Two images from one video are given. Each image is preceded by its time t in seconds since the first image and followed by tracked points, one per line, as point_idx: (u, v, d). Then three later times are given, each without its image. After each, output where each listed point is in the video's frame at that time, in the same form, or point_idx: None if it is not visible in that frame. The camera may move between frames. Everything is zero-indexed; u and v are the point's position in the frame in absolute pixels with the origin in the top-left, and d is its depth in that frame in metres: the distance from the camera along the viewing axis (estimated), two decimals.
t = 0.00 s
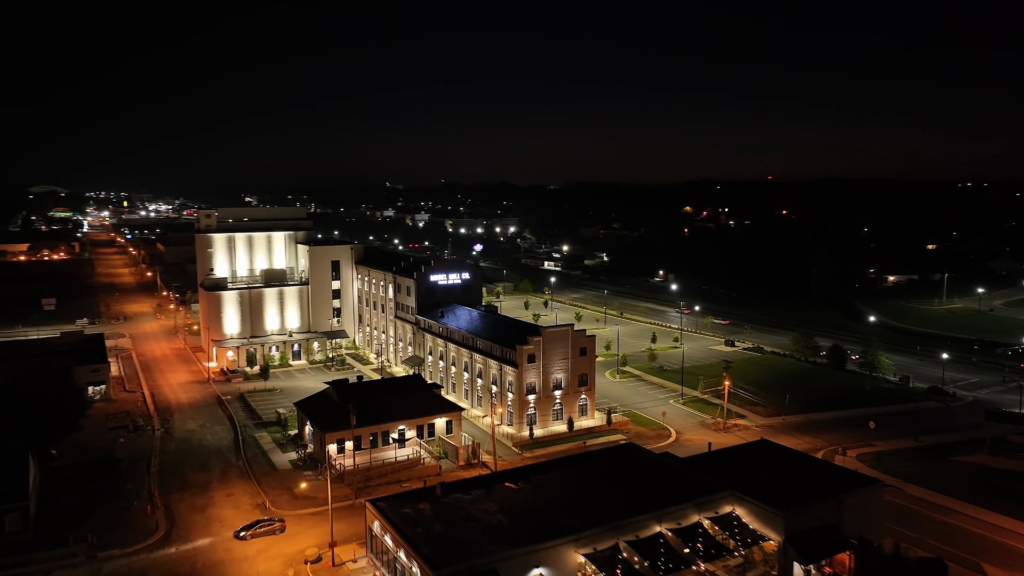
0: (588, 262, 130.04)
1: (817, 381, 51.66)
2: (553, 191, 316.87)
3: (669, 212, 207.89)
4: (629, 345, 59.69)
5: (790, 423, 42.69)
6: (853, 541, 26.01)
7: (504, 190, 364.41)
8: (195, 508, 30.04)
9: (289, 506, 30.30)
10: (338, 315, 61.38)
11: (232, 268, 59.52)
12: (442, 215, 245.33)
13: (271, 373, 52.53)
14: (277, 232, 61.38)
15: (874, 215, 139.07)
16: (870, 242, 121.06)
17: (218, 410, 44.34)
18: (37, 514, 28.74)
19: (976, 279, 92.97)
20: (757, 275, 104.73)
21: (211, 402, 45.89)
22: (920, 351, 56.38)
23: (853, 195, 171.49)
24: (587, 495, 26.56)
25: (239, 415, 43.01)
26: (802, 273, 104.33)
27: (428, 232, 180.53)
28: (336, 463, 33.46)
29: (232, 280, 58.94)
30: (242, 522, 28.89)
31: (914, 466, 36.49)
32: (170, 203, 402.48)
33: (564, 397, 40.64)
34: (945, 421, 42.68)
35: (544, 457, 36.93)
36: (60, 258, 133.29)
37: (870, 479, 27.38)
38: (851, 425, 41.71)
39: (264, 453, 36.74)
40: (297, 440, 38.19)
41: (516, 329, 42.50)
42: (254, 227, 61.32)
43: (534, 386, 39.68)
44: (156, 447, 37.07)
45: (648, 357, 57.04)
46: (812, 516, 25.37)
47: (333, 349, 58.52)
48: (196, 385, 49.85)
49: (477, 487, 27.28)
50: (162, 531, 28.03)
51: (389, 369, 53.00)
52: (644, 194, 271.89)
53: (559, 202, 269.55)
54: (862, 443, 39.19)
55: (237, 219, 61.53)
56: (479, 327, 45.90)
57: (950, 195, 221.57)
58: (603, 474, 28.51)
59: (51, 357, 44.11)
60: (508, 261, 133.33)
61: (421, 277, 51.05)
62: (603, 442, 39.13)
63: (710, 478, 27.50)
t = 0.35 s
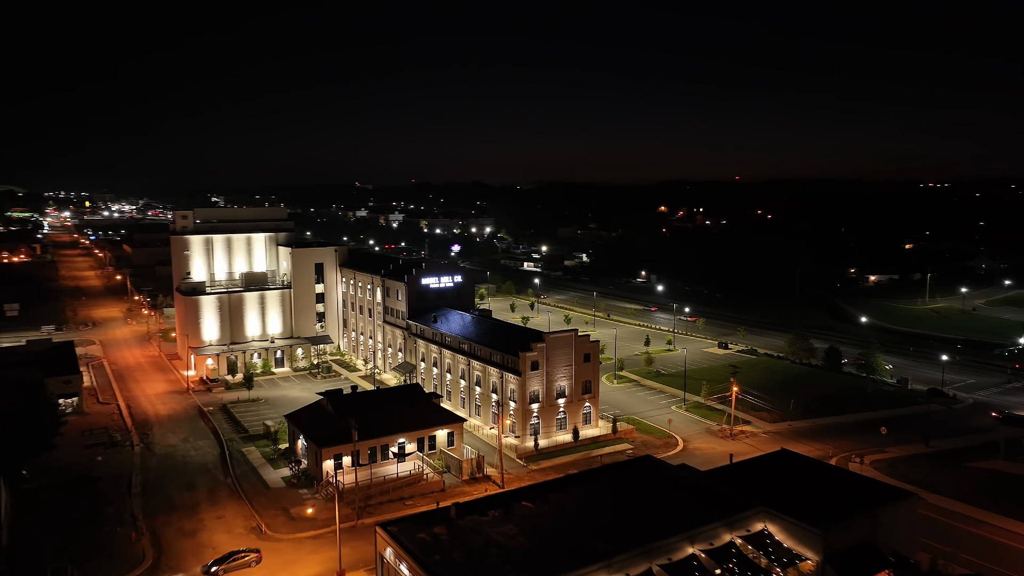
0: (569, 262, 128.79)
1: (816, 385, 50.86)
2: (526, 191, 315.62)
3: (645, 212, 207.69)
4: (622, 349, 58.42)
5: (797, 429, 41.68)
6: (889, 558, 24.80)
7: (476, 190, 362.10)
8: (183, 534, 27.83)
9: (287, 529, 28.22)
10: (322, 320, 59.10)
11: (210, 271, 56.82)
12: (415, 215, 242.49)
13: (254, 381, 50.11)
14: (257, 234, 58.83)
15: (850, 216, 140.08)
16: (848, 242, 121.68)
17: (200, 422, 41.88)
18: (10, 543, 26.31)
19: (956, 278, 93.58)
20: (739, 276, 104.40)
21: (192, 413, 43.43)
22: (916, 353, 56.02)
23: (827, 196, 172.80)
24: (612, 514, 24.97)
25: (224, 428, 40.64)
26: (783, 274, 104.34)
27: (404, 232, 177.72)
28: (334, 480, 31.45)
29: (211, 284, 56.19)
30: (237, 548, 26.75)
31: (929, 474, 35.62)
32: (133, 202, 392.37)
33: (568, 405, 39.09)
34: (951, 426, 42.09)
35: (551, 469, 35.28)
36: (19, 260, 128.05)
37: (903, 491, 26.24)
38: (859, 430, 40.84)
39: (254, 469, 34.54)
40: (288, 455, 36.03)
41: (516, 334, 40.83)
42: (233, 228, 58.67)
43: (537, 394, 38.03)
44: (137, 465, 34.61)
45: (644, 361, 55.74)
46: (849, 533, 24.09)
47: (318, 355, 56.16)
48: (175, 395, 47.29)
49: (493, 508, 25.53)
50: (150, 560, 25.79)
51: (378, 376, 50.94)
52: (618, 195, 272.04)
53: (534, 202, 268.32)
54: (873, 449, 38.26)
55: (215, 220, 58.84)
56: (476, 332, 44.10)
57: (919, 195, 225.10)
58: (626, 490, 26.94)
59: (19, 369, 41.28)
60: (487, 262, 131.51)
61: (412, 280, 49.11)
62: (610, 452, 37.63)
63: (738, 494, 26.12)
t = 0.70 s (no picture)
0: (548, 262, 127.37)
1: (816, 388, 50.04)
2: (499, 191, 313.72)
3: (620, 212, 207.22)
4: (616, 352, 57.04)
5: (805, 435, 40.66)
6: None
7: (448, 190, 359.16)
8: (174, 563, 25.59)
9: (287, 555, 26.16)
10: (306, 325, 56.71)
11: (187, 275, 54.13)
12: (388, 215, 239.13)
13: (237, 391, 47.62)
14: (236, 236, 56.19)
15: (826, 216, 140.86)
16: (826, 243, 122.20)
17: (182, 436, 39.36)
18: None
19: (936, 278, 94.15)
20: (722, 277, 103.88)
21: (173, 426, 40.88)
22: (912, 354, 55.64)
23: (801, 196, 173.82)
24: (643, 537, 23.36)
25: (208, 443, 38.21)
26: (765, 275, 104.06)
27: (378, 233, 174.56)
28: (334, 500, 29.52)
29: (189, 289, 53.54)
30: None
31: (946, 481, 34.76)
32: (94, 202, 381.44)
33: (574, 414, 37.51)
34: (959, 431, 41.42)
35: (560, 483, 33.63)
36: None
37: (940, 505, 25.17)
38: (869, 436, 39.91)
39: (245, 488, 32.28)
40: (281, 472, 33.84)
41: (518, 340, 39.11)
42: (210, 231, 56.09)
43: (543, 403, 36.36)
44: (117, 486, 32.10)
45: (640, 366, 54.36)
46: (892, 552, 22.86)
47: (302, 362, 53.81)
48: (152, 406, 44.67)
49: (514, 532, 23.80)
50: None
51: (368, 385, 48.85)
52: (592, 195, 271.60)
53: (507, 202, 266.42)
54: (887, 456, 37.29)
55: (191, 222, 56.05)
56: (473, 338, 42.27)
57: (888, 195, 228.06)
58: (652, 509, 25.38)
59: None
60: (464, 263, 129.45)
61: (403, 284, 47.13)
62: (618, 462, 36.14)
63: (770, 512, 24.77)
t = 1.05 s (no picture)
0: (526, 263, 125.66)
1: (817, 392, 49.10)
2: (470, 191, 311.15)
3: (594, 212, 206.44)
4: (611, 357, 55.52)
5: (815, 442, 39.52)
6: None
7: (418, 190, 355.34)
8: None
9: None
10: (288, 331, 54.10)
11: (161, 280, 51.17)
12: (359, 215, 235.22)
13: (218, 402, 44.96)
14: (214, 238, 53.34)
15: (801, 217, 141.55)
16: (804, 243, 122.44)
17: (163, 454, 36.64)
18: None
19: (915, 278, 94.58)
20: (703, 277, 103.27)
21: (152, 443, 38.13)
22: (907, 356, 55.12)
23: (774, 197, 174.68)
24: (684, 564, 21.62)
25: (192, 460, 35.59)
26: (747, 276, 103.56)
27: (350, 234, 171.10)
28: (336, 523, 27.37)
29: (163, 295, 50.62)
30: None
31: (966, 489, 33.77)
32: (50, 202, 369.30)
33: (582, 425, 35.80)
34: (968, 435, 40.67)
35: (573, 499, 31.84)
36: None
37: (985, 521, 23.93)
38: (882, 442, 38.87)
39: (236, 511, 29.87)
40: (275, 493, 31.47)
41: (521, 347, 37.25)
42: (187, 233, 53.12)
43: (550, 414, 34.55)
44: (95, 512, 29.47)
45: (637, 371, 52.81)
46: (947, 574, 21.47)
47: (285, 371, 51.24)
48: (127, 421, 41.86)
49: (543, 560, 21.92)
50: None
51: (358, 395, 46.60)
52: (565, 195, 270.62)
53: (479, 202, 263.99)
54: (903, 463, 36.23)
55: (165, 223, 53.07)
56: (472, 344, 40.28)
57: (856, 196, 231.06)
58: (686, 530, 23.71)
59: None
60: (441, 264, 127.05)
61: (395, 288, 44.95)
62: (630, 475, 34.52)
63: (812, 533, 23.21)
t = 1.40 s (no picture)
0: (506, 264, 123.97)
1: (818, 394, 48.24)
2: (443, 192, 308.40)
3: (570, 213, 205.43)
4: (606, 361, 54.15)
5: (825, 448, 38.51)
6: None
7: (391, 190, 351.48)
8: None
9: None
10: (272, 337, 51.78)
11: (137, 285, 48.57)
12: (332, 215, 230.27)
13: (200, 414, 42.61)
14: (193, 240, 50.81)
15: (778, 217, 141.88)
16: (785, 244, 122.59)
17: (145, 471, 34.33)
18: None
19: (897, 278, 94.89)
20: (687, 278, 102.60)
21: (132, 460, 35.72)
22: (903, 358, 54.70)
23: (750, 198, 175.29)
24: None
25: (177, 478, 33.33)
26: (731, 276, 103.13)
27: (324, 234, 167.69)
28: (340, 548, 25.55)
29: (140, 300, 48.04)
30: None
31: (984, 495, 32.92)
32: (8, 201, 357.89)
33: (590, 435, 34.30)
34: (976, 438, 40.02)
35: (586, 514, 30.30)
36: None
37: None
38: (892, 448, 38.00)
39: (230, 535, 27.78)
40: (270, 513, 29.41)
41: (526, 353, 35.64)
42: (165, 235, 50.50)
43: (559, 425, 32.98)
44: (74, 539, 27.19)
45: (635, 376, 51.47)
46: None
47: (270, 379, 48.97)
48: (104, 435, 39.37)
49: None
50: None
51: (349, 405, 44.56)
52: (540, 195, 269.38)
53: (454, 202, 261.48)
54: (918, 470, 35.32)
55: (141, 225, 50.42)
56: (472, 350, 38.55)
57: (828, 196, 233.36)
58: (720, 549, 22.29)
59: None
60: (420, 265, 124.76)
61: (387, 292, 43.06)
62: (642, 487, 33.08)
63: (853, 551, 21.94)
